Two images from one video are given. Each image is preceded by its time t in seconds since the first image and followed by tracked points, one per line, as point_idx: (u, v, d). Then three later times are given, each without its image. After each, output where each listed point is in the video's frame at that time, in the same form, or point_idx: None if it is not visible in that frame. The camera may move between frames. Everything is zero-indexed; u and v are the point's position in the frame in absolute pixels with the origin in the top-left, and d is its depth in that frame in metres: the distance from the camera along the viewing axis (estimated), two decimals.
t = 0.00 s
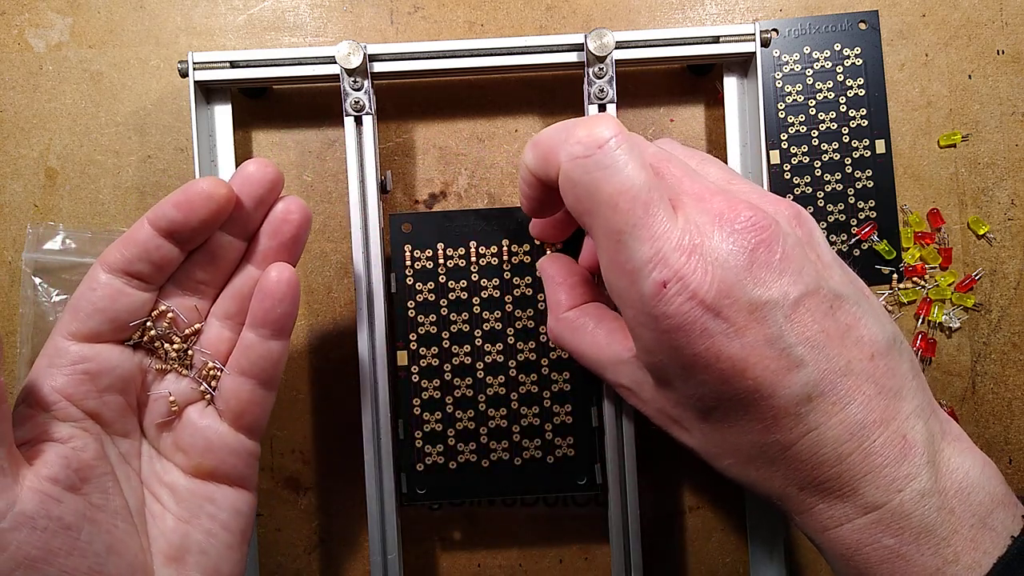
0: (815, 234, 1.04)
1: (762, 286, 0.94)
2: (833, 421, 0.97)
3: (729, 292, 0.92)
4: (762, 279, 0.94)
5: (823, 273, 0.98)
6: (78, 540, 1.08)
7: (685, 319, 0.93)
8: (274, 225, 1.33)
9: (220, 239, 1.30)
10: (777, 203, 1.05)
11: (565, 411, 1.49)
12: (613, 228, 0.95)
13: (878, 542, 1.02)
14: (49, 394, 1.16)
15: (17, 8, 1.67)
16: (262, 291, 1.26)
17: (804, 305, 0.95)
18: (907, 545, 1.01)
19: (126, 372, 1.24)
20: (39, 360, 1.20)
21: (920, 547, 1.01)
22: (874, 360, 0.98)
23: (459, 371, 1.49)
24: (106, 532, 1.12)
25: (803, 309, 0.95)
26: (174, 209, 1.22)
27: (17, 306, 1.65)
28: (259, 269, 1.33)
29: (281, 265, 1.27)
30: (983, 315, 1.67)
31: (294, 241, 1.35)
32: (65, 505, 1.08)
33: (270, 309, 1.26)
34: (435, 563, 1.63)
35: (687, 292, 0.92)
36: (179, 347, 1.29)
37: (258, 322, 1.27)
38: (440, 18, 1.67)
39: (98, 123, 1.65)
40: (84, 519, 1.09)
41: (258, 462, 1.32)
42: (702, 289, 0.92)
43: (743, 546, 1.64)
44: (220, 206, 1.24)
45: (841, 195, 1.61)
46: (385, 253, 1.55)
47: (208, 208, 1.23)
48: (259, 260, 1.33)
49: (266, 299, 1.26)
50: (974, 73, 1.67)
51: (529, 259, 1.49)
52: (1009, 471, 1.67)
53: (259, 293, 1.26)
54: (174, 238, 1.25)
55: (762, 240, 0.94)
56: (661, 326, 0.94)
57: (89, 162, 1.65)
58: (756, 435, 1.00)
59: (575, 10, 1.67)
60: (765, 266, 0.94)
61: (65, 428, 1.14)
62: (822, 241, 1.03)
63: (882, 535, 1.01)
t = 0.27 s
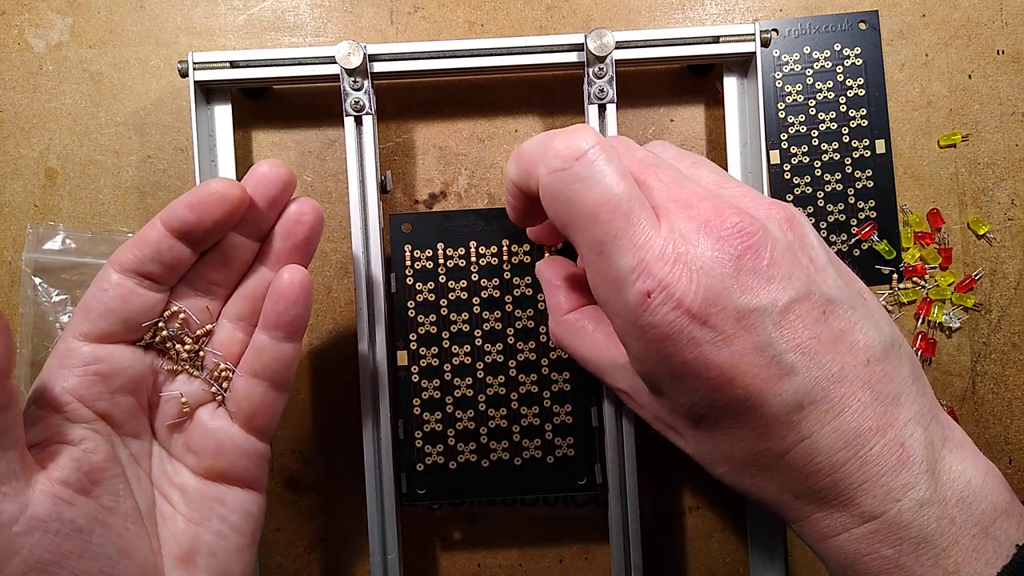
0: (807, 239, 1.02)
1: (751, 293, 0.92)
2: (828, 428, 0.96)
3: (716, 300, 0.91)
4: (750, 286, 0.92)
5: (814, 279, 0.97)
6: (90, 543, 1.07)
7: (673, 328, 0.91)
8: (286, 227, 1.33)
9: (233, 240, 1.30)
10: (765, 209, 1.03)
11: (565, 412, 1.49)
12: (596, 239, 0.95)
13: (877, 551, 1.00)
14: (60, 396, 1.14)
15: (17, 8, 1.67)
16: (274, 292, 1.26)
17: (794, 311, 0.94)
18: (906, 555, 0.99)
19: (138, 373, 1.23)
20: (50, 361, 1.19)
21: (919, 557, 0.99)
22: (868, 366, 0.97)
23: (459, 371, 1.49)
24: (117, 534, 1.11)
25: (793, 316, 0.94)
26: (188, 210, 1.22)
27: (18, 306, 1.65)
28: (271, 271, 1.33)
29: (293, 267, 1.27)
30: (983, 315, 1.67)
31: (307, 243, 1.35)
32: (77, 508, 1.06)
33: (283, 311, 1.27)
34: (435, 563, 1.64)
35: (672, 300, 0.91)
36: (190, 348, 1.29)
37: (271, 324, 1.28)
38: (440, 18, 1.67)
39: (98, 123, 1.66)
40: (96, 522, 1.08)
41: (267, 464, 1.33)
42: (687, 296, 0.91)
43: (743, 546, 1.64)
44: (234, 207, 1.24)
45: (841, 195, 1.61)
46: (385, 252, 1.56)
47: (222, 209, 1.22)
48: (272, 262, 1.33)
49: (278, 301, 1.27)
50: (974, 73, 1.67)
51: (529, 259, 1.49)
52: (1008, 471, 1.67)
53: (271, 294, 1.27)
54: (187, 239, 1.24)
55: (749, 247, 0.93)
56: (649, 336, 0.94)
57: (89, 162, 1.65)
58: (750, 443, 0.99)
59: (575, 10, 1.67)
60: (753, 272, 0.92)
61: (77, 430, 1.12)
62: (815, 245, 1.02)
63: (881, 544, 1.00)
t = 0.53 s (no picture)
0: (823, 253, 0.99)
1: (770, 307, 0.89)
2: (842, 443, 0.94)
3: (735, 314, 0.87)
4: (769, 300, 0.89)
5: (831, 292, 0.95)
6: (97, 536, 1.06)
7: (691, 343, 0.87)
8: (295, 223, 1.33)
9: (243, 236, 1.30)
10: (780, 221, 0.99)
11: (565, 412, 1.49)
12: (610, 254, 0.91)
13: (885, 562, 1.00)
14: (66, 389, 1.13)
15: (17, 8, 1.67)
16: (284, 288, 1.27)
17: (812, 325, 0.92)
18: (915, 567, 0.99)
19: (146, 367, 1.23)
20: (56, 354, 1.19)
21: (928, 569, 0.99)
22: (883, 380, 0.95)
23: (459, 371, 1.49)
24: (123, 527, 1.10)
25: (810, 329, 0.92)
26: (199, 204, 1.22)
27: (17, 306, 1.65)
28: (280, 266, 1.34)
29: (303, 264, 1.28)
30: (983, 315, 1.67)
31: (315, 239, 1.35)
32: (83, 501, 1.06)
33: (292, 309, 1.28)
34: (435, 563, 1.64)
35: (691, 315, 0.86)
36: (198, 343, 1.30)
37: (280, 321, 1.29)
38: (440, 18, 1.67)
39: (98, 123, 1.65)
40: (102, 515, 1.07)
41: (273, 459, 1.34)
42: (708, 311, 0.86)
43: (744, 546, 1.64)
44: (245, 202, 1.24)
45: (841, 195, 1.61)
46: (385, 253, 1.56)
47: (233, 204, 1.23)
48: (282, 258, 1.34)
49: (288, 296, 1.28)
50: (974, 73, 1.67)
51: (529, 259, 1.49)
52: (1008, 471, 1.67)
53: (281, 290, 1.28)
54: (198, 234, 1.24)
55: (769, 260, 0.89)
56: (666, 353, 0.89)
57: (89, 162, 1.65)
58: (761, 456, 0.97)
59: (575, 10, 1.67)
60: (771, 287, 0.89)
61: (85, 423, 1.12)
62: (830, 259, 0.99)
63: (890, 556, 1.00)
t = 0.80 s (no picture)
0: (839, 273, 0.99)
1: (787, 326, 0.89)
2: (847, 460, 0.97)
3: (753, 332, 0.87)
4: (786, 319, 0.89)
5: (848, 311, 0.95)
6: (87, 545, 1.07)
7: (708, 360, 0.87)
8: (291, 227, 1.33)
9: (238, 240, 1.30)
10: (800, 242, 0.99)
11: (565, 412, 1.49)
12: (624, 269, 0.91)
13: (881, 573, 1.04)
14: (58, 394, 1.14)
15: (17, 8, 1.67)
16: (280, 293, 1.27)
17: (826, 345, 0.92)
18: None
19: (139, 374, 1.23)
20: (50, 358, 1.19)
21: None
22: (890, 400, 0.97)
23: (459, 371, 1.49)
24: (114, 537, 1.11)
25: (826, 350, 0.92)
26: (195, 208, 1.22)
27: (17, 306, 1.65)
28: (276, 271, 1.33)
29: (298, 269, 1.28)
30: (983, 315, 1.67)
31: (312, 244, 1.35)
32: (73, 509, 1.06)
33: (288, 314, 1.27)
34: (435, 563, 1.64)
35: (710, 333, 0.86)
36: (193, 349, 1.29)
37: (275, 327, 1.28)
38: (440, 18, 1.67)
39: (98, 123, 1.65)
40: (93, 524, 1.08)
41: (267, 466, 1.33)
42: (727, 328, 0.86)
43: (744, 546, 1.64)
44: (241, 206, 1.24)
45: (841, 195, 1.61)
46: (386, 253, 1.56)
47: (229, 207, 1.23)
48: (278, 263, 1.33)
49: (283, 300, 1.27)
50: (974, 73, 1.67)
51: (529, 259, 1.49)
52: (1008, 472, 1.67)
53: (277, 295, 1.27)
54: (193, 237, 1.24)
55: (787, 279, 0.90)
56: (683, 368, 0.89)
57: (89, 162, 1.65)
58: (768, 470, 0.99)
59: (575, 10, 1.67)
60: (788, 306, 0.89)
61: (76, 430, 1.12)
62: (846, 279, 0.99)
63: (886, 567, 1.03)
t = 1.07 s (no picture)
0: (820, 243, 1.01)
1: (771, 287, 0.91)
2: (837, 426, 0.94)
3: (738, 290, 0.89)
4: (771, 280, 0.91)
5: (832, 280, 0.97)
6: (88, 557, 1.07)
7: (694, 315, 0.89)
8: (290, 238, 1.33)
9: (237, 252, 1.30)
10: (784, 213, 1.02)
11: (565, 411, 1.49)
12: (613, 225, 0.94)
13: (881, 553, 0.98)
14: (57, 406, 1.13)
15: (17, 8, 1.67)
16: (279, 303, 1.27)
17: (810, 309, 0.93)
18: (911, 557, 0.97)
19: (138, 386, 1.22)
20: (49, 369, 1.19)
21: (925, 561, 0.97)
22: (876, 370, 0.96)
23: (459, 371, 1.49)
24: (115, 548, 1.11)
25: (809, 313, 0.93)
26: (193, 221, 1.21)
27: (17, 306, 1.65)
28: (275, 282, 1.34)
29: (297, 280, 1.28)
30: (983, 315, 1.67)
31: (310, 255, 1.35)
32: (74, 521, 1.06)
33: (286, 325, 1.28)
34: (435, 563, 1.64)
35: (695, 288, 0.89)
36: (192, 360, 1.29)
37: (274, 339, 1.29)
38: (440, 18, 1.67)
39: (98, 123, 1.65)
40: (93, 536, 1.08)
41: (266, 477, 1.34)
42: (710, 286, 0.89)
43: (744, 547, 1.64)
44: (240, 218, 1.23)
45: (841, 195, 1.61)
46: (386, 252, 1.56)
47: (229, 219, 1.22)
48: (277, 274, 1.34)
49: (282, 311, 1.28)
50: (974, 74, 1.67)
51: (529, 259, 1.49)
52: (1009, 471, 1.67)
53: (276, 305, 1.28)
54: (192, 250, 1.24)
55: (772, 242, 0.92)
56: (664, 323, 0.91)
57: (89, 161, 1.65)
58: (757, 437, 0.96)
59: (575, 10, 1.67)
60: (771, 268, 0.92)
61: (76, 442, 1.12)
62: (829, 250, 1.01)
63: (886, 546, 0.98)
